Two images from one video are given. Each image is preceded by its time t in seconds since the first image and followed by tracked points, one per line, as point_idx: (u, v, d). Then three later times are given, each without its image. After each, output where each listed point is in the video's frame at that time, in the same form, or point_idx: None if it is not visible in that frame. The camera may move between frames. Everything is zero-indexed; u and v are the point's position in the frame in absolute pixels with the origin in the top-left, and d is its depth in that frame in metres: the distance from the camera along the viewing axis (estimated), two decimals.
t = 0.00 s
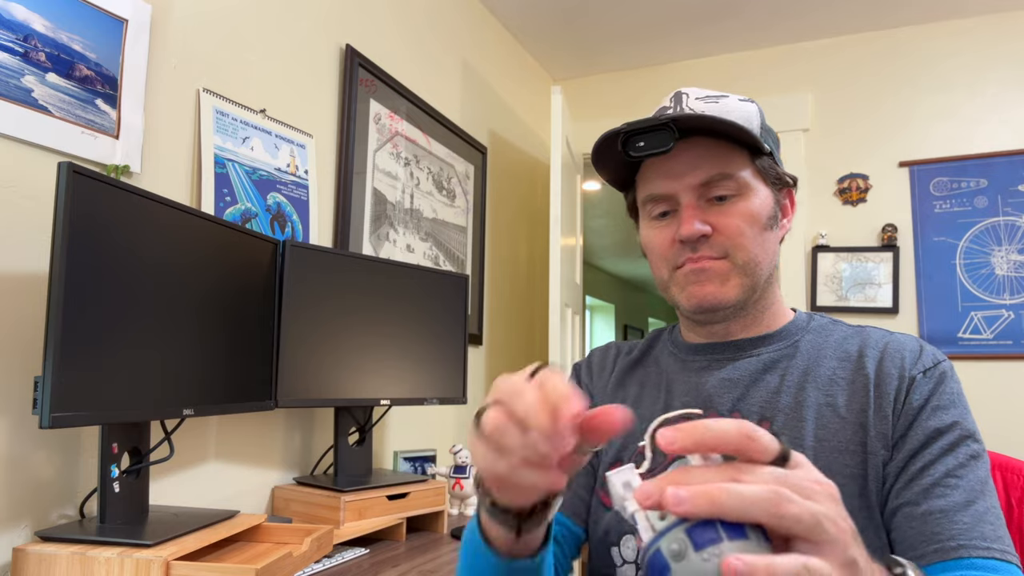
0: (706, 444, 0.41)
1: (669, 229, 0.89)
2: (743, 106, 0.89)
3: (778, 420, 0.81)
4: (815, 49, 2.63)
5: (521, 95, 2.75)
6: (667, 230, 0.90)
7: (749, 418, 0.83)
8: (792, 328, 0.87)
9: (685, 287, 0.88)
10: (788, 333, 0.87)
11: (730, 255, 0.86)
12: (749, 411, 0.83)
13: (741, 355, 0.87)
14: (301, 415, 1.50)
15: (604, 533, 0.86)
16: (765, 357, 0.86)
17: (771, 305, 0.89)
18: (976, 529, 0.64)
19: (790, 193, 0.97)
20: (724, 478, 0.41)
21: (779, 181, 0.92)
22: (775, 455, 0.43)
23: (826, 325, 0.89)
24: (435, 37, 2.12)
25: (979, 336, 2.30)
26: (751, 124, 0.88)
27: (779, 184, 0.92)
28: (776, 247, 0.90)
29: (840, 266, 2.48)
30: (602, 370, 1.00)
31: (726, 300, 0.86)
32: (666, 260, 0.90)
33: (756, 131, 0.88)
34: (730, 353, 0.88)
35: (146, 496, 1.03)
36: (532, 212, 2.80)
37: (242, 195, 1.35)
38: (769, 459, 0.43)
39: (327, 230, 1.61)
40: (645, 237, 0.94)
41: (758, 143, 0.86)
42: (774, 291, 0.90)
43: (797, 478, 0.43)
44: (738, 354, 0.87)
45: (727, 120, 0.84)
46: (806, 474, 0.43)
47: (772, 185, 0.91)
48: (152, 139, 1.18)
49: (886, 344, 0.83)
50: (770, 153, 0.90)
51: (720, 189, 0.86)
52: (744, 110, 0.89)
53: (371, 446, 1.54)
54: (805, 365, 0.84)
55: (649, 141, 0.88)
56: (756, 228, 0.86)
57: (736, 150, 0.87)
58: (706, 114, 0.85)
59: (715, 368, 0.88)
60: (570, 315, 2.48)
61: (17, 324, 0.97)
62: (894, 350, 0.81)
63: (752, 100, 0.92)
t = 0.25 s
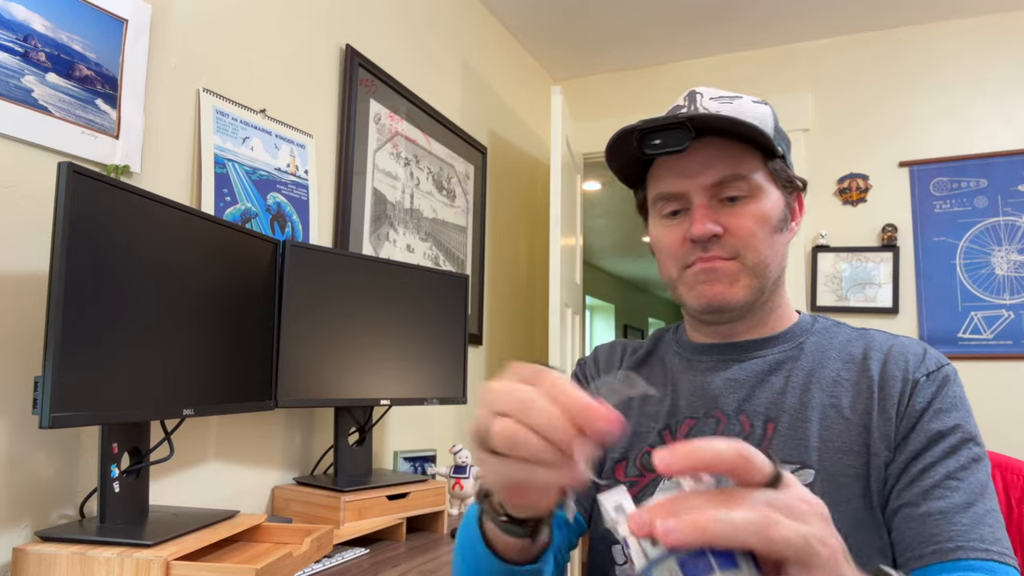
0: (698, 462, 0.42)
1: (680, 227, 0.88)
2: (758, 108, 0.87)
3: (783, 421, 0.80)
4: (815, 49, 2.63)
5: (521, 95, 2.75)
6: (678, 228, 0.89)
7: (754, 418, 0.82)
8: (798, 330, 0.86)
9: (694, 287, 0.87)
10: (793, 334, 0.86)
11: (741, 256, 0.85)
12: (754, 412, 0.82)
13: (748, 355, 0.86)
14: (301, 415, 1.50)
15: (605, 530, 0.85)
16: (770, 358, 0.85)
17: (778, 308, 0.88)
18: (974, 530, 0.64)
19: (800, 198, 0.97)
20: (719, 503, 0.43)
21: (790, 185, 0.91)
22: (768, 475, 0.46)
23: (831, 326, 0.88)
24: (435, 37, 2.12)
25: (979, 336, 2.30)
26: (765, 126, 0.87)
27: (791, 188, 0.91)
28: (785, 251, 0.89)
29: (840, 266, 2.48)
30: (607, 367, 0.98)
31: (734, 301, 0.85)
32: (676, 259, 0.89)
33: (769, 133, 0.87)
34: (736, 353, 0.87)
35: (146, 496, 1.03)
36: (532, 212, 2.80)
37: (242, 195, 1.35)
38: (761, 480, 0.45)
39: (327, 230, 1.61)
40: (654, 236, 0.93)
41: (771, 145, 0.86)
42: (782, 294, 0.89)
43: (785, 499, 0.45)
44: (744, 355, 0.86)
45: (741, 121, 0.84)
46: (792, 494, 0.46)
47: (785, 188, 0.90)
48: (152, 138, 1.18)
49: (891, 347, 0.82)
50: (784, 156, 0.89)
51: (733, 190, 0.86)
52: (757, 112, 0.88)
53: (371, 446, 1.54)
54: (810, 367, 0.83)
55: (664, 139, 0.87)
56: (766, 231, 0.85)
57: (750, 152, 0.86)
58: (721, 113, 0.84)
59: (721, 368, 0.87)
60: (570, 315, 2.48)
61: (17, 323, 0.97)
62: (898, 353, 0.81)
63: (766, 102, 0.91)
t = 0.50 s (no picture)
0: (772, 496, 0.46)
1: (716, 218, 0.77)
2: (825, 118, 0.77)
3: (785, 423, 0.72)
4: (815, 49, 2.63)
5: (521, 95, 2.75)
6: (713, 218, 0.77)
7: (755, 419, 0.74)
8: (803, 329, 0.78)
9: (713, 282, 0.77)
10: (796, 334, 0.77)
11: (770, 265, 0.75)
12: (755, 413, 0.74)
13: (751, 356, 0.77)
14: (301, 415, 1.50)
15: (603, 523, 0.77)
16: (773, 358, 0.76)
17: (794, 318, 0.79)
18: (979, 537, 0.60)
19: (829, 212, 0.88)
20: (782, 535, 0.48)
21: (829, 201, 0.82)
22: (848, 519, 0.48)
23: (831, 326, 0.80)
24: (435, 37, 2.12)
25: (979, 336, 2.30)
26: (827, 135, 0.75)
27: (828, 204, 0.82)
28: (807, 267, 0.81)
29: (840, 266, 2.48)
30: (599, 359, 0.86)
31: (751, 306, 0.75)
32: (700, 250, 0.78)
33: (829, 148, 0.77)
34: (738, 352, 0.77)
35: (146, 496, 1.03)
36: (532, 212, 2.80)
37: (242, 195, 1.35)
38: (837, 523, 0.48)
39: (327, 230, 1.61)
40: (680, 218, 0.81)
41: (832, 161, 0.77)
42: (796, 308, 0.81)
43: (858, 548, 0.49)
44: (747, 354, 0.77)
45: (817, 126, 0.74)
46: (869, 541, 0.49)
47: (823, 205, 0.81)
48: (152, 139, 1.19)
49: (893, 347, 0.75)
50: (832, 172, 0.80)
51: (781, 195, 0.76)
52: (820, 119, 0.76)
53: (371, 446, 1.54)
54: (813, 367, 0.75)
55: (733, 126, 0.75)
56: (800, 245, 0.76)
57: (808, 160, 0.77)
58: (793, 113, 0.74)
59: (722, 366, 0.77)
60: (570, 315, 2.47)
61: (18, 323, 0.97)
62: (900, 353, 0.74)
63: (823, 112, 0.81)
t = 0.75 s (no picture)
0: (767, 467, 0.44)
1: (742, 213, 0.74)
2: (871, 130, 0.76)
3: (784, 425, 0.72)
4: (816, 49, 2.63)
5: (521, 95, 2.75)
6: (738, 212, 0.74)
7: (755, 421, 0.73)
8: (805, 329, 0.77)
9: (729, 277, 0.73)
10: (798, 334, 0.76)
11: (788, 270, 0.72)
12: (755, 414, 0.73)
13: (753, 356, 0.76)
14: (301, 415, 1.50)
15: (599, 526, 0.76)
16: (774, 359, 0.75)
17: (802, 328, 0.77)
18: (977, 542, 0.60)
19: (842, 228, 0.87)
20: (772, 507, 0.44)
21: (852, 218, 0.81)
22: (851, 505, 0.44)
23: (833, 327, 0.80)
24: (435, 37, 2.12)
25: (979, 336, 2.30)
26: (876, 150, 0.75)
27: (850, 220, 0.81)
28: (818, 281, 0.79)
29: (840, 266, 2.48)
30: (597, 358, 0.85)
31: (762, 309, 0.72)
32: (720, 241, 0.74)
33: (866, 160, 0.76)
34: (740, 352, 0.76)
35: (146, 496, 1.03)
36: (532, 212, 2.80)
37: (242, 195, 1.35)
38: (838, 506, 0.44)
39: (327, 230, 1.61)
40: (705, 204, 0.78)
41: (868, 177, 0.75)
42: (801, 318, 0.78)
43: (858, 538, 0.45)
44: (748, 354, 0.76)
45: (863, 138, 0.73)
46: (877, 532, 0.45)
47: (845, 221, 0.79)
48: (152, 139, 1.18)
49: (894, 350, 0.75)
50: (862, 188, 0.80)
51: (810, 202, 0.73)
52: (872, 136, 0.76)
53: (371, 446, 1.54)
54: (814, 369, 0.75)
55: (788, 122, 0.72)
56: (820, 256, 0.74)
57: (843, 173, 0.75)
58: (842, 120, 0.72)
59: (722, 364, 0.76)
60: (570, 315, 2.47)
61: (18, 323, 0.97)
62: (901, 356, 0.74)
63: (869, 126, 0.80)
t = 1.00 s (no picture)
0: (678, 414, 0.48)
1: (710, 213, 0.79)
2: (829, 113, 0.78)
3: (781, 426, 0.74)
4: (816, 48, 2.63)
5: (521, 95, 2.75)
6: (708, 213, 0.79)
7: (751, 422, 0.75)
8: (798, 328, 0.80)
9: (706, 277, 0.78)
10: (793, 334, 0.79)
11: (762, 261, 0.77)
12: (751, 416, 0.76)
13: (742, 357, 0.79)
14: (301, 416, 1.50)
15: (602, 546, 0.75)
16: (768, 360, 0.78)
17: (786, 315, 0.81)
18: (974, 536, 0.61)
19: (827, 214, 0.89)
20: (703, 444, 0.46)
21: (829, 203, 0.83)
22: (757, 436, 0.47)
23: (828, 326, 0.82)
24: (435, 37, 2.12)
25: (979, 336, 2.30)
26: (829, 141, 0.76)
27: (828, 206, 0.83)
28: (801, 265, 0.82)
29: (840, 266, 2.48)
30: (595, 377, 0.88)
31: (742, 303, 0.77)
32: (695, 244, 0.80)
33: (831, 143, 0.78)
34: (732, 354, 0.80)
35: (146, 496, 1.03)
36: (532, 211, 2.80)
37: (242, 195, 1.35)
38: (747, 435, 0.47)
39: (327, 230, 1.61)
40: (678, 212, 0.83)
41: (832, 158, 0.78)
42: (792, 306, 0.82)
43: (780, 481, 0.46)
44: (742, 355, 0.79)
45: (815, 123, 0.75)
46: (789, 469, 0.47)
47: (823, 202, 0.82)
48: (152, 139, 1.18)
49: (889, 348, 0.77)
50: (832, 172, 0.82)
51: (777, 192, 0.77)
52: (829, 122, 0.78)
53: (371, 446, 1.54)
54: (808, 369, 0.77)
55: (733, 120, 0.76)
56: (796, 242, 0.77)
57: (808, 157, 0.78)
58: (794, 108, 0.74)
59: (717, 369, 0.80)
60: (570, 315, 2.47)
61: (18, 323, 0.97)
62: (896, 354, 0.76)
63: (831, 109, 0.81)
